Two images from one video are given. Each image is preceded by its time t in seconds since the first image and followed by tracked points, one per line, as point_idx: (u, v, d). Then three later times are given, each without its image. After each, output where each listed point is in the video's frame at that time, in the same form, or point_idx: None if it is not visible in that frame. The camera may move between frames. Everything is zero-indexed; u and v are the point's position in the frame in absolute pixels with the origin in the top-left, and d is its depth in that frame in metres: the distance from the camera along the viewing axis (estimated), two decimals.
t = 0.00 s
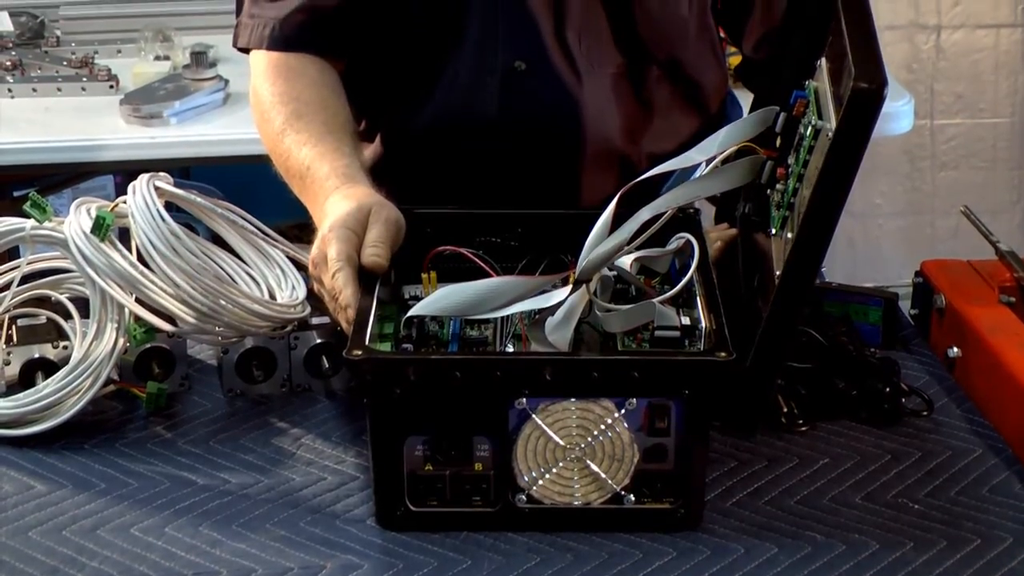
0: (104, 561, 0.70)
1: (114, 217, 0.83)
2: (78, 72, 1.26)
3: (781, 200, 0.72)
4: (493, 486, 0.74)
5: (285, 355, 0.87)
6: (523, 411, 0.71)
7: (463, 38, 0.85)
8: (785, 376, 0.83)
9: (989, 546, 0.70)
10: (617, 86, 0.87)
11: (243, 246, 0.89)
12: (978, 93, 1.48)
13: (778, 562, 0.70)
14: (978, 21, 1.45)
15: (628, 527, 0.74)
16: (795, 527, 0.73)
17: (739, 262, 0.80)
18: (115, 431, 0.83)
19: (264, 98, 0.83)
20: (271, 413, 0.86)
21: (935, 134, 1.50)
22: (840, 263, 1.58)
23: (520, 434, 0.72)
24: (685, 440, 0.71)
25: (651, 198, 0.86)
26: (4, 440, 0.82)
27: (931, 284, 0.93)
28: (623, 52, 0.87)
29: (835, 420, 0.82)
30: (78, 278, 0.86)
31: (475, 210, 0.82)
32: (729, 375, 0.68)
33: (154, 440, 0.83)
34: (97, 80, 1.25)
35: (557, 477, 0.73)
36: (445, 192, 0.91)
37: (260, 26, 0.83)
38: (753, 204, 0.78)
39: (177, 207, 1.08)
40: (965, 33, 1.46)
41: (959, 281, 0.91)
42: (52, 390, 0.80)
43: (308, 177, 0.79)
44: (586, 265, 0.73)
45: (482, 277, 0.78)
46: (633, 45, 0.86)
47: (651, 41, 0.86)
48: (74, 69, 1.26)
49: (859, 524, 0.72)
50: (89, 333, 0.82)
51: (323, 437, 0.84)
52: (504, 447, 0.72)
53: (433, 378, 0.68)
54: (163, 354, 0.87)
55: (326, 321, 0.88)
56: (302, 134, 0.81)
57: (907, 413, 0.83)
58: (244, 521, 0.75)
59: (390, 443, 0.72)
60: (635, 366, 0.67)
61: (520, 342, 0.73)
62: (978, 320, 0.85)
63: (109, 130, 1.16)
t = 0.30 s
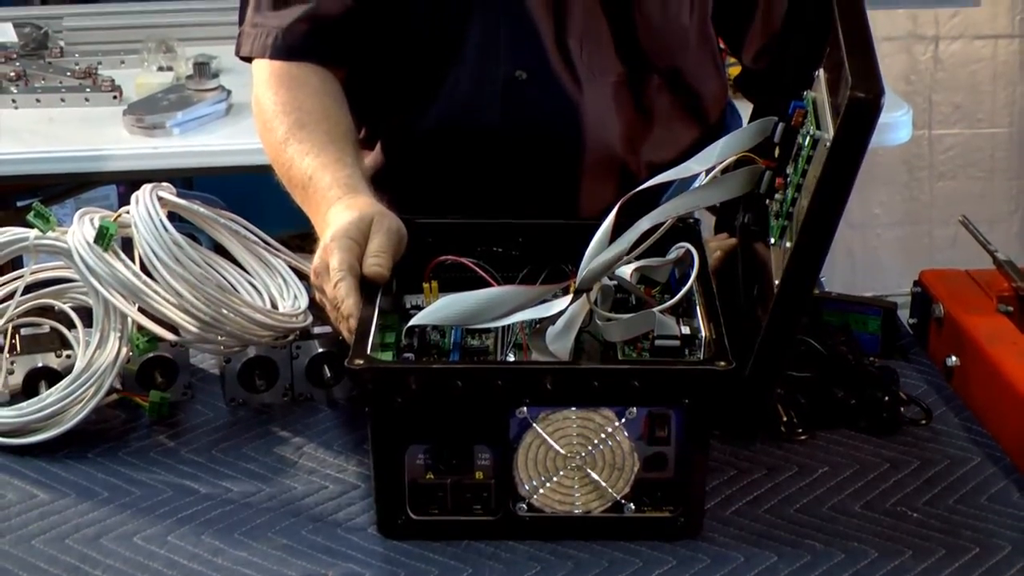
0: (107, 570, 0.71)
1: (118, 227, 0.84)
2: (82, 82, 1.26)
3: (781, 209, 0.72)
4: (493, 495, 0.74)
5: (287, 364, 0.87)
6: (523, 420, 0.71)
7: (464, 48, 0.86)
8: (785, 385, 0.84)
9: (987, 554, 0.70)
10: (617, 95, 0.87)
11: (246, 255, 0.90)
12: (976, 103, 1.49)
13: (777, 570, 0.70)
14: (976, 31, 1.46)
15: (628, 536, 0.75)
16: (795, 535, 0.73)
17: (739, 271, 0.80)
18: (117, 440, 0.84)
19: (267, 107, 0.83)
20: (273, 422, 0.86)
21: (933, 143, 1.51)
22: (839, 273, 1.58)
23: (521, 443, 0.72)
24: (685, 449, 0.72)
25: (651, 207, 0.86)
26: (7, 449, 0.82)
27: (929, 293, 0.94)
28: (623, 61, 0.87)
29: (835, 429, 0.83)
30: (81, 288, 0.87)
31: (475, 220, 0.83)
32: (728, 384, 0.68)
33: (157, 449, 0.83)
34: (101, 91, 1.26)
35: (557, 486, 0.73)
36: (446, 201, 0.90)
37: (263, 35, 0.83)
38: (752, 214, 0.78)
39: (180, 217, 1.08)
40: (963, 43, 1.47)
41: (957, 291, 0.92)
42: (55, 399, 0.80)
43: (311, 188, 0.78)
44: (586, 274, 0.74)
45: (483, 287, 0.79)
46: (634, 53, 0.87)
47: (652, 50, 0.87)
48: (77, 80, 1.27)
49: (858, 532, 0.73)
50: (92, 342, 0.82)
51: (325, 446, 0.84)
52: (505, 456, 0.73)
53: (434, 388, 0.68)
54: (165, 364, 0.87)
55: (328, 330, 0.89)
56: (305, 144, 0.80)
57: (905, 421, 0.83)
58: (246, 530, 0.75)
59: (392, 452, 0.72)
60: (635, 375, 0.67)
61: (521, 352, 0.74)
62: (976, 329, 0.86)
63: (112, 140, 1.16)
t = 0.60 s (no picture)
0: (117, 574, 0.72)
1: (128, 238, 0.85)
2: (93, 95, 1.29)
3: (781, 219, 0.74)
4: (498, 502, 0.75)
5: (295, 372, 0.88)
6: (528, 427, 0.73)
7: (467, 61, 0.87)
8: (785, 394, 0.85)
9: (984, 560, 0.71)
10: (618, 106, 0.88)
11: (253, 265, 0.91)
12: (972, 116, 1.50)
13: None
14: (972, 46, 1.47)
15: (630, 542, 0.76)
16: (795, 541, 0.74)
17: (739, 280, 0.82)
18: (128, 447, 0.85)
19: (272, 121, 0.84)
20: (281, 430, 0.88)
21: (930, 155, 1.52)
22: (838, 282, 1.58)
23: (525, 451, 0.73)
24: (687, 457, 0.73)
25: (651, 218, 0.87)
26: (20, 456, 0.83)
27: (926, 303, 0.95)
28: (624, 74, 0.88)
29: (834, 437, 0.84)
30: (92, 297, 0.88)
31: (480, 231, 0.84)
32: (729, 393, 0.70)
33: (166, 456, 0.84)
34: (111, 103, 1.28)
35: (560, 492, 0.75)
36: (450, 212, 0.92)
37: (266, 49, 0.84)
38: (752, 225, 0.80)
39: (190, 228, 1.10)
40: (960, 57, 1.48)
41: (953, 302, 0.93)
42: (67, 406, 0.82)
43: (318, 198, 0.80)
44: (591, 283, 0.75)
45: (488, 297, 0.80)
46: (633, 66, 0.88)
47: (653, 63, 0.87)
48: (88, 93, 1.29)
49: (857, 538, 0.74)
50: (103, 350, 0.83)
51: (332, 453, 0.85)
52: (509, 464, 0.74)
53: (439, 397, 0.69)
54: (174, 372, 0.88)
55: (335, 339, 0.90)
56: (309, 156, 0.82)
57: (904, 430, 0.84)
58: (255, 535, 0.76)
59: (398, 459, 0.73)
60: (637, 384, 0.69)
61: (525, 360, 0.75)
62: (973, 339, 0.87)
63: (123, 152, 1.18)
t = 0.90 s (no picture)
0: (143, 567, 0.76)
1: (153, 248, 0.90)
2: (120, 113, 1.38)
3: (775, 234, 0.78)
4: (503, 499, 0.80)
5: (311, 376, 0.93)
6: (532, 429, 0.77)
7: (475, 88, 0.91)
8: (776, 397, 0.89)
9: (963, 556, 0.75)
10: (619, 128, 0.93)
11: (269, 274, 0.97)
12: (954, 133, 1.60)
13: (767, 569, 0.75)
14: (954, 67, 1.56)
15: (629, 537, 0.81)
16: (784, 537, 0.78)
17: (732, 289, 0.86)
18: (153, 447, 0.90)
19: (275, 142, 0.91)
20: (298, 430, 0.92)
21: (913, 171, 1.63)
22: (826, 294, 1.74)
23: (529, 451, 0.78)
24: (682, 457, 0.77)
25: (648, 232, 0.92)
26: (51, 455, 0.88)
27: (909, 312, 0.98)
28: (624, 97, 0.93)
29: (822, 438, 0.88)
30: (119, 304, 0.93)
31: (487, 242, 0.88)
32: (722, 396, 0.74)
33: (189, 455, 0.89)
34: (137, 121, 1.36)
35: (562, 490, 0.79)
36: (457, 228, 0.96)
37: (270, 82, 0.91)
38: (745, 238, 0.84)
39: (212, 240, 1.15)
40: (941, 78, 1.57)
41: (935, 309, 0.96)
42: (95, 408, 0.86)
43: (323, 203, 0.85)
44: (592, 292, 0.79)
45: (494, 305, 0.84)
46: (632, 88, 0.94)
47: (651, 87, 0.93)
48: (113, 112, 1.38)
49: (843, 534, 0.78)
50: (129, 356, 0.88)
51: (346, 453, 0.90)
52: (513, 464, 0.78)
53: (448, 400, 0.74)
54: (197, 375, 0.94)
55: (348, 344, 0.96)
56: (314, 167, 0.88)
57: (888, 431, 0.88)
58: (273, 530, 0.81)
59: (408, 459, 0.78)
60: (635, 387, 0.73)
61: (529, 365, 0.80)
62: (954, 344, 0.90)
63: (143, 167, 1.24)
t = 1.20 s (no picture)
0: (174, 555, 0.83)
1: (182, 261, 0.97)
2: (151, 137, 1.58)
3: (762, 248, 0.84)
4: (506, 494, 0.86)
5: (328, 380, 1.00)
6: (532, 428, 0.83)
7: (471, 129, 0.99)
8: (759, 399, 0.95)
9: (930, 546, 0.81)
10: (609, 162, 1.00)
11: (291, 285, 1.04)
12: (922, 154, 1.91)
13: (750, 559, 0.82)
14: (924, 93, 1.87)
15: (622, 529, 0.87)
16: (766, 529, 0.85)
17: (718, 300, 0.92)
18: (181, 445, 0.97)
19: (288, 165, 0.97)
20: (316, 430, 0.99)
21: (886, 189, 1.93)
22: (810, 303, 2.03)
23: (530, 448, 0.84)
24: (671, 454, 0.84)
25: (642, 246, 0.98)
26: (88, 453, 0.95)
27: (881, 320, 1.04)
28: (614, 135, 1.00)
29: (804, 437, 0.94)
30: (151, 313, 1.01)
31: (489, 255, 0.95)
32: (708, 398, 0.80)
33: (215, 453, 0.96)
34: (168, 144, 1.57)
35: (561, 486, 0.86)
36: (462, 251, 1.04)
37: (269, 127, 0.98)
38: (730, 251, 0.91)
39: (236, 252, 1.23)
40: (910, 104, 1.87)
41: (907, 318, 1.02)
42: (127, 409, 0.93)
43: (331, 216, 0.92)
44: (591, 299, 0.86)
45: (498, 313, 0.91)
46: (619, 126, 1.00)
47: (640, 124, 0.99)
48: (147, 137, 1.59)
49: (821, 526, 0.84)
50: (160, 360, 0.95)
51: (360, 451, 0.96)
52: (516, 461, 0.85)
53: (454, 402, 0.80)
54: (222, 378, 1.00)
55: (363, 352, 1.02)
56: (326, 179, 0.94)
57: (862, 430, 0.94)
58: (294, 522, 0.87)
59: (418, 456, 0.84)
60: (629, 391, 0.80)
61: (530, 369, 0.86)
62: (924, 352, 0.96)
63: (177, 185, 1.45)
